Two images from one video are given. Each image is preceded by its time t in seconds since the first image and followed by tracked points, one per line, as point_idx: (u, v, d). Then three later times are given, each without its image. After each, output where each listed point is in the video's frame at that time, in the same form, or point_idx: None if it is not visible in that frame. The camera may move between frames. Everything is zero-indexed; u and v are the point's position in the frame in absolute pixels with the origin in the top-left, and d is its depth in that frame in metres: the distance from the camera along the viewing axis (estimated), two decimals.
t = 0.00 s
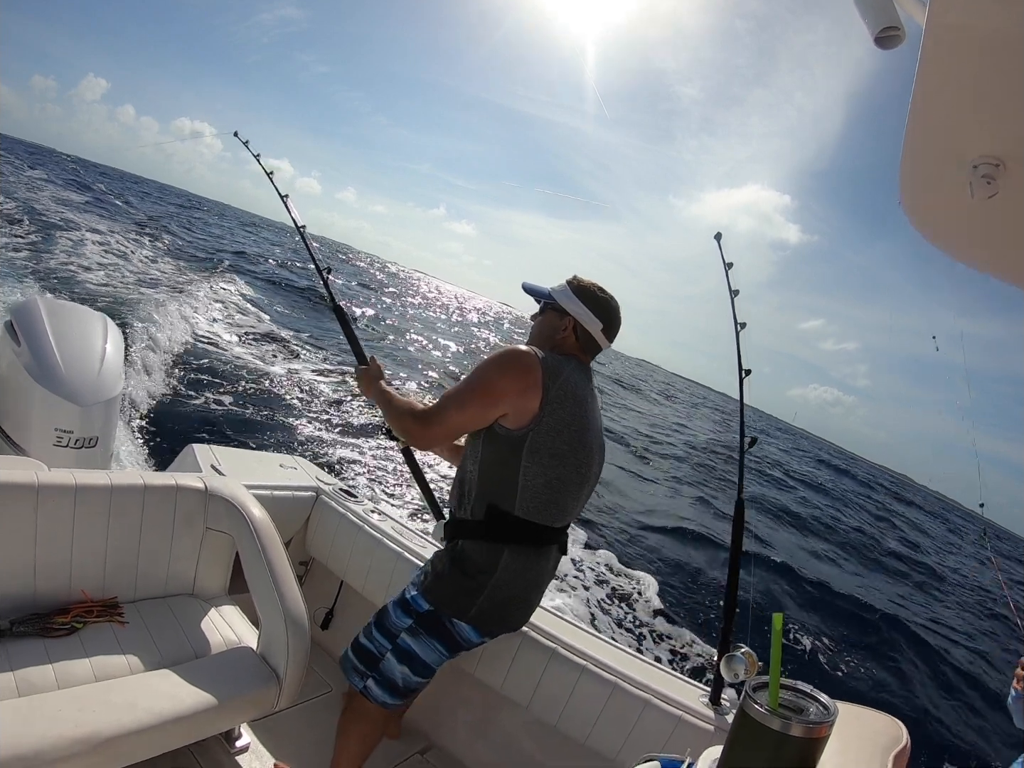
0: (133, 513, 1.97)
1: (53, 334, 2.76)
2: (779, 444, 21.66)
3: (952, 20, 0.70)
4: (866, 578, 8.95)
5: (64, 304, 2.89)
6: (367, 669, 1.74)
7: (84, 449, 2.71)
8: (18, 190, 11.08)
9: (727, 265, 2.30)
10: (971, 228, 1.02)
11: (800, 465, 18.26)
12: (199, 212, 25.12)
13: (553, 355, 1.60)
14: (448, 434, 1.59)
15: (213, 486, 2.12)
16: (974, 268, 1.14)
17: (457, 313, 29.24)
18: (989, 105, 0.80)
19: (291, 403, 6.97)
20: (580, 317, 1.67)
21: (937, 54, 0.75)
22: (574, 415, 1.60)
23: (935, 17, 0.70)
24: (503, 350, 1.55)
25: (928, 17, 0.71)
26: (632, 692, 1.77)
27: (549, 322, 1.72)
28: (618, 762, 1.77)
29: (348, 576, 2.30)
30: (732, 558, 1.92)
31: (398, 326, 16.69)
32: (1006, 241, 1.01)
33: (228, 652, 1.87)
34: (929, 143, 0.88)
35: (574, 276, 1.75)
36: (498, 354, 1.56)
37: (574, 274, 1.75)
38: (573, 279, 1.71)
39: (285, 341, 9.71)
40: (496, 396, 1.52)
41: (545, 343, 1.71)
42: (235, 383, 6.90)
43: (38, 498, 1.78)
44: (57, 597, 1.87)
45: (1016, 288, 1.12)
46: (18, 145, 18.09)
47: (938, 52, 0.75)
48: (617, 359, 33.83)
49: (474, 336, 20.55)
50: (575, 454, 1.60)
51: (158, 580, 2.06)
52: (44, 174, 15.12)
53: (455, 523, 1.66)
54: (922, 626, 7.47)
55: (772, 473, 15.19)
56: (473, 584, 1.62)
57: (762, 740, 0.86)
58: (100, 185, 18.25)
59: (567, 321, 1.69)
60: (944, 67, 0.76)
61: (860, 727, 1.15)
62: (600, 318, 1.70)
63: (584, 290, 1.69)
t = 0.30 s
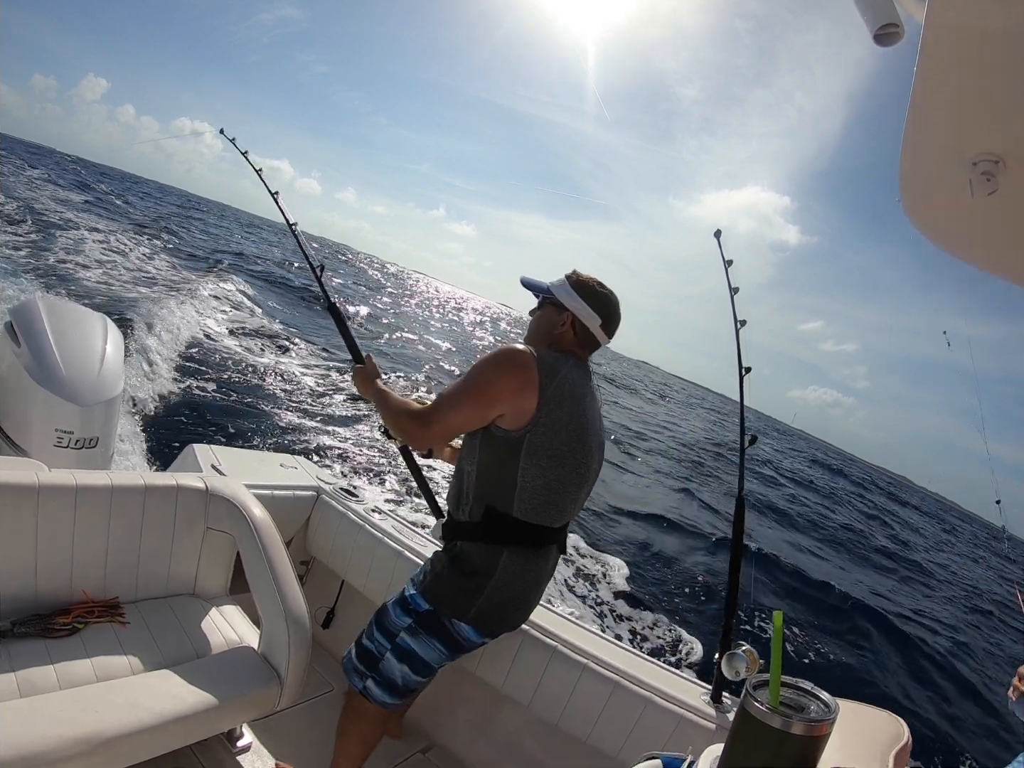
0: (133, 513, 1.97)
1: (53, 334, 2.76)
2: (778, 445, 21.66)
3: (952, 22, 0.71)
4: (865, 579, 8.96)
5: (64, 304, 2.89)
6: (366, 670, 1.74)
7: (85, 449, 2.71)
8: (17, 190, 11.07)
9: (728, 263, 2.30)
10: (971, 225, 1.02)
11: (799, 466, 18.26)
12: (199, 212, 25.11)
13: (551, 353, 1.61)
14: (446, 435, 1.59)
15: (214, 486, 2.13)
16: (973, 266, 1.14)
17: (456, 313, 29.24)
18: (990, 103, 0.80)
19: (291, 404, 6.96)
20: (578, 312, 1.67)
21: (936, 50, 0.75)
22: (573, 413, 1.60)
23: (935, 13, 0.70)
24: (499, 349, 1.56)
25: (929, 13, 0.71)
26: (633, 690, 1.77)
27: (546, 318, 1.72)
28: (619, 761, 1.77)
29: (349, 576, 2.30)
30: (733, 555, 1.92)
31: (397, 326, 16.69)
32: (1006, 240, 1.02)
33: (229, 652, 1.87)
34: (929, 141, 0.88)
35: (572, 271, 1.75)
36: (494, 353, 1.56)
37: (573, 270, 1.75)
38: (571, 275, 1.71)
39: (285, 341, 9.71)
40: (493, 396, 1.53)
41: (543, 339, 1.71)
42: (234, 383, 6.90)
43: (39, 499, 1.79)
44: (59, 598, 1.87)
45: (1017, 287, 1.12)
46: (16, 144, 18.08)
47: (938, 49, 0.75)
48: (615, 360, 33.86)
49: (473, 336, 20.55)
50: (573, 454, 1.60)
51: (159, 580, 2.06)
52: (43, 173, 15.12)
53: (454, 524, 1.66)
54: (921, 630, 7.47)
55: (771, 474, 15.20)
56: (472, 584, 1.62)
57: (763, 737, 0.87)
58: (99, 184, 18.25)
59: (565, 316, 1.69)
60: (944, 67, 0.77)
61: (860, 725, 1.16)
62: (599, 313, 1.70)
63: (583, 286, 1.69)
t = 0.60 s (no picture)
0: (134, 513, 1.98)
1: (53, 335, 2.76)
2: (776, 447, 21.67)
3: (953, 22, 0.71)
4: (864, 581, 8.97)
5: (64, 304, 2.89)
6: (367, 669, 1.74)
7: (85, 450, 2.71)
8: (17, 190, 11.07)
9: (728, 263, 2.30)
10: (970, 225, 1.02)
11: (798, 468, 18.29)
12: (199, 212, 25.14)
13: (548, 352, 1.61)
14: (445, 435, 1.60)
15: (215, 485, 2.13)
16: (975, 265, 1.14)
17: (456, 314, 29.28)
18: (989, 105, 0.80)
19: (290, 404, 6.97)
20: (576, 309, 1.67)
21: (936, 49, 0.75)
22: (571, 412, 1.60)
23: (936, 12, 0.70)
24: (496, 349, 1.56)
25: (928, 12, 0.71)
26: (633, 689, 1.77)
27: (544, 316, 1.72)
28: (619, 761, 1.78)
29: (350, 575, 2.30)
30: (733, 555, 1.92)
31: (396, 327, 16.70)
32: (1006, 239, 1.02)
33: (230, 652, 1.87)
34: (929, 142, 0.89)
35: (570, 268, 1.75)
36: (490, 353, 1.57)
37: (571, 267, 1.75)
38: (569, 272, 1.72)
39: (285, 341, 9.72)
40: (490, 397, 1.53)
41: (541, 336, 1.72)
42: (234, 383, 6.91)
43: (39, 499, 1.79)
44: (59, 598, 1.87)
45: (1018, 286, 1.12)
46: (16, 144, 18.10)
47: (938, 47, 0.75)
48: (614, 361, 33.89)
49: (473, 337, 20.57)
50: (572, 453, 1.60)
51: (159, 579, 2.06)
52: (44, 174, 15.13)
53: (454, 524, 1.66)
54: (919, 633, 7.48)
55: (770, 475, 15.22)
56: (472, 583, 1.62)
57: (763, 735, 0.87)
58: (99, 184, 18.27)
59: (563, 314, 1.70)
60: (944, 68, 0.77)
61: (859, 722, 1.16)
62: (597, 310, 1.70)
63: (580, 284, 1.70)
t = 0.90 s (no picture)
0: (134, 513, 1.98)
1: (53, 334, 2.76)
2: (776, 447, 21.67)
3: (953, 22, 0.71)
4: (863, 581, 8.97)
5: (64, 303, 2.89)
6: (370, 667, 1.75)
7: (85, 449, 2.71)
8: (16, 189, 11.05)
9: (728, 260, 2.29)
10: (971, 224, 1.03)
11: (797, 468, 18.30)
12: (197, 211, 25.11)
13: (547, 349, 1.61)
14: (442, 433, 1.60)
15: (215, 484, 2.13)
16: (975, 264, 1.15)
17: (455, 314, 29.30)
18: (989, 105, 0.80)
19: (290, 402, 6.97)
20: (575, 306, 1.67)
21: (937, 46, 0.75)
22: (572, 409, 1.60)
23: (935, 11, 0.70)
24: (495, 347, 1.56)
25: (929, 10, 0.71)
26: (634, 686, 1.78)
27: (544, 313, 1.72)
28: (620, 759, 1.78)
29: (350, 574, 2.30)
30: (733, 552, 1.93)
31: (396, 326, 16.68)
32: (1006, 239, 1.02)
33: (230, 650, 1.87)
34: (928, 141, 0.89)
35: (569, 264, 1.75)
36: (490, 351, 1.57)
37: (570, 263, 1.75)
38: (568, 268, 1.72)
39: (285, 340, 9.72)
40: (488, 397, 1.54)
41: (541, 334, 1.72)
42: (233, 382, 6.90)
43: (39, 498, 1.79)
44: (59, 598, 1.87)
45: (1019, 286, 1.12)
46: (15, 143, 18.08)
47: (938, 44, 0.75)
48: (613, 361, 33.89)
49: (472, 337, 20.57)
50: (572, 451, 1.61)
51: (160, 578, 2.06)
52: (42, 172, 15.10)
53: (455, 522, 1.66)
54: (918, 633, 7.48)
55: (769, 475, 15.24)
56: (475, 581, 1.63)
57: (763, 732, 0.87)
58: (98, 183, 18.25)
59: (562, 311, 1.70)
60: (944, 68, 0.77)
61: (858, 720, 1.16)
62: (597, 307, 1.71)
63: (580, 280, 1.70)
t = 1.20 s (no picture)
0: (134, 512, 1.98)
1: (52, 333, 2.75)
2: (775, 447, 21.68)
3: (952, 22, 0.71)
4: (863, 582, 8.97)
5: (63, 301, 2.88)
6: (371, 665, 1.75)
7: (85, 448, 2.71)
8: (15, 188, 11.04)
9: (728, 261, 2.30)
10: (970, 224, 1.03)
11: (796, 469, 18.31)
12: (197, 210, 25.08)
13: (549, 348, 1.61)
14: (443, 431, 1.60)
15: (215, 483, 2.13)
16: (975, 265, 1.15)
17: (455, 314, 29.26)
18: (988, 105, 0.81)
19: (290, 402, 6.97)
20: (577, 305, 1.68)
21: (936, 45, 0.75)
22: (573, 407, 1.60)
23: (936, 10, 0.70)
24: (498, 345, 1.56)
25: (929, 9, 0.71)
26: (633, 685, 1.78)
27: (545, 312, 1.72)
28: (619, 757, 1.78)
29: (349, 573, 2.30)
30: (732, 551, 1.93)
31: (395, 326, 16.68)
32: (1006, 239, 1.02)
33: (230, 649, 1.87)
34: (927, 142, 0.90)
35: (570, 264, 1.76)
36: (492, 350, 1.57)
37: (571, 263, 1.76)
38: (569, 267, 1.72)
39: (285, 340, 9.72)
40: (490, 395, 1.54)
41: (542, 333, 1.72)
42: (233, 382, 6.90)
43: (39, 497, 1.79)
44: (59, 597, 1.87)
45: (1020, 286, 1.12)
46: (15, 142, 18.06)
47: (938, 43, 0.75)
48: (612, 361, 33.88)
49: (472, 337, 20.56)
50: (574, 449, 1.61)
51: (159, 576, 2.06)
52: (42, 172, 15.09)
53: (456, 519, 1.66)
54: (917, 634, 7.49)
55: (768, 475, 15.24)
56: (475, 578, 1.63)
57: (761, 731, 0.87)
58: (97, 182, 18.23)
59: (564, 310, 1.70)
60: (944, 67, 0.78)
61: (857, 719, 1.17)
62: (597, 306, 1.71)
63: (581, 279, 1.70)
